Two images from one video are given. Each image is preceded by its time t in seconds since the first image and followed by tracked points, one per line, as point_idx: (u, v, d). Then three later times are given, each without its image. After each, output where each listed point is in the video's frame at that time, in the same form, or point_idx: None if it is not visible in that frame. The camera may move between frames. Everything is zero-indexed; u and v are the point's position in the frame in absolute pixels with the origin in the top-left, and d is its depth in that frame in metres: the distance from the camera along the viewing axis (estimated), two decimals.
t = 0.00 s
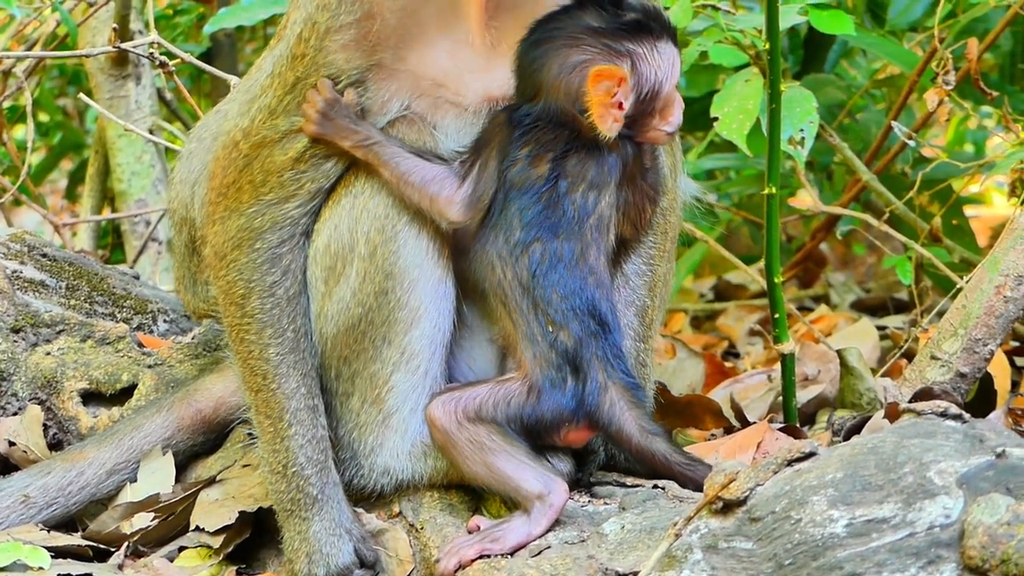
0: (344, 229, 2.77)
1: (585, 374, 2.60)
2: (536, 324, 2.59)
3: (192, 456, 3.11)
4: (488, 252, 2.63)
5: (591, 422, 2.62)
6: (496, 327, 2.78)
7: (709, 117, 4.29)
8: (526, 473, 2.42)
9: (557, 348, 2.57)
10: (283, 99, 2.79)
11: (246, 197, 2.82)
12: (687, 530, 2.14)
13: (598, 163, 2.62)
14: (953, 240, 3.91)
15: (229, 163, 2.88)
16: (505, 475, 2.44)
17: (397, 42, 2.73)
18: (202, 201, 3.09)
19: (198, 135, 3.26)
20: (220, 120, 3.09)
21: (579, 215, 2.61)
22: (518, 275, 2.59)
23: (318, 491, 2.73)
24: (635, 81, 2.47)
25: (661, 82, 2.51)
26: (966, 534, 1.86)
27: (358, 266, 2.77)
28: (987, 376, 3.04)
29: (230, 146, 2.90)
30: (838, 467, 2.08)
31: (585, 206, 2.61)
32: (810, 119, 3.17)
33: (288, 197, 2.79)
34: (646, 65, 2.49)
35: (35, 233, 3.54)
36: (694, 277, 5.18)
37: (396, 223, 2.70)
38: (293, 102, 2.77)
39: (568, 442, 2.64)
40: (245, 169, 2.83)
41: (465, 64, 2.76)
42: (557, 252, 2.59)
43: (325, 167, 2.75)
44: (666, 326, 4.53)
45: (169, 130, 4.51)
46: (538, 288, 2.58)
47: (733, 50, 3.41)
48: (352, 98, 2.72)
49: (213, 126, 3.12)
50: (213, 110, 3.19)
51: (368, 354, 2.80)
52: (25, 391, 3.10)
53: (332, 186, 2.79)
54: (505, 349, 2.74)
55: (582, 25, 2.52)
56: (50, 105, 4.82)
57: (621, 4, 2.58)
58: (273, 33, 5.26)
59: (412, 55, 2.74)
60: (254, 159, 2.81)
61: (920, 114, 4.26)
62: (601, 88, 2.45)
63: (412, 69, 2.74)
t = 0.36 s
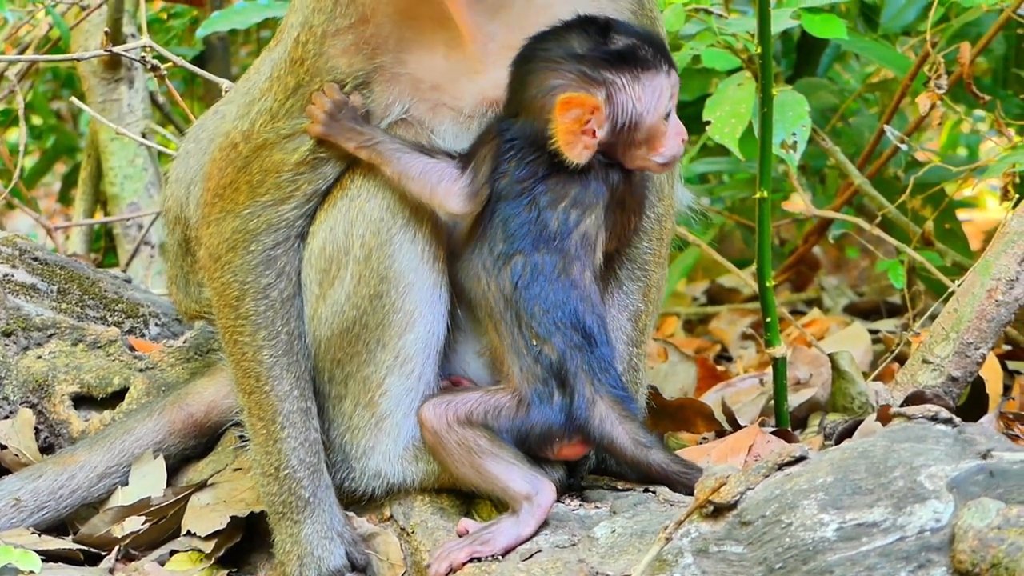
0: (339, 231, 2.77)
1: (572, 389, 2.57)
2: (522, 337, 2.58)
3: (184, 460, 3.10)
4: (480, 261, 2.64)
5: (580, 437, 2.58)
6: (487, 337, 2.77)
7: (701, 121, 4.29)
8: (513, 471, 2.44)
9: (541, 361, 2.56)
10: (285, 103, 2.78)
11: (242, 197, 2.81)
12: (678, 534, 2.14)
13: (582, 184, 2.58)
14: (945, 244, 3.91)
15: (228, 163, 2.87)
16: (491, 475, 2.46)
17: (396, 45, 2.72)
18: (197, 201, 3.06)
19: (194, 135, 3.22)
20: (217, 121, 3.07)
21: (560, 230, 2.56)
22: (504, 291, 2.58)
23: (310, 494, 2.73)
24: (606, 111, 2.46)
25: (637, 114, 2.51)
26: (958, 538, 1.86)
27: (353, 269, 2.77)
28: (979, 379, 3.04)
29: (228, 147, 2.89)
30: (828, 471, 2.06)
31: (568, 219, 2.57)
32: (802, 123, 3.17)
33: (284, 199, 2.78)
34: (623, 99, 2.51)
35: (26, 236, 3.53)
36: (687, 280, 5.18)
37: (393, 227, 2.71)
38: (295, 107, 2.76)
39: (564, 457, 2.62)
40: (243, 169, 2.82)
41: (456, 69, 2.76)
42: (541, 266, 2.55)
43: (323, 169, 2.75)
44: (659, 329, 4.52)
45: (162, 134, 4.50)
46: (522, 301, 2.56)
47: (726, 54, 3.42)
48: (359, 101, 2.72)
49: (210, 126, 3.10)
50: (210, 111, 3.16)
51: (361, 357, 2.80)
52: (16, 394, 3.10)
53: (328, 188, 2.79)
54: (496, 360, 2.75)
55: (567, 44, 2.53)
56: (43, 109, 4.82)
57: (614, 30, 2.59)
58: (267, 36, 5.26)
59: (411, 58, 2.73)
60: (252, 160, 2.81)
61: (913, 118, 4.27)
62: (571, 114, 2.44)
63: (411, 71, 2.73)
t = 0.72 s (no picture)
0: (330, 233, 2.76)
1: (561, 408, 2.53)
2: (510, 353, 2.55)
3: (172, 462, 3.08)
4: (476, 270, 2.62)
5: (570, 455, 2.55)
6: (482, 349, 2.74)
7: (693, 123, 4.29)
8: (506, 477, 2.43)
9: (530, 378, 2.53)
10: (280, 106, 2.76)
11: (233, 199, 2.80)
12: (665, 537, 2.14)
13: (580, 202, 2.54)
14: (936, 246, 3.90)
15: (220, 164, 2.85)
16: (478, 476, 2.46)
17: (390, 46, 2.71)
18: (186, 201, 3.04)
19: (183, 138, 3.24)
20: (208, 122, 3.06)
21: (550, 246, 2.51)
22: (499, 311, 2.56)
23: (299, 497, 2.73)
24: (584, 129, 2.47)
25: (623, 128, 2.49)
26: (944, 540, 1.86)
27: (343, 271, 2.76)
28: (968, 382, 3.04)
29: (219, 147, 2.87)
30: (815, 473, 2.07)
31: (564, 235, 2.52)
32: (792, 126, 3.17)
33: (276, 201, 2.77)
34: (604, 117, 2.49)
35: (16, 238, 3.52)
36: (679, 283, 5.17)
37: (383, 230, 2.70)
38: (290, 111, 2.74)
39: (557, 475, 2.58)
40: (236, 170, 2.80)
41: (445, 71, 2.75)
42: (536, 282, 2.51)
43: (315, 172, 2.74)
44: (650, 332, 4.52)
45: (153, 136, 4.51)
46: (510, 314, 2.53)
47: (717, 56, 3.42)
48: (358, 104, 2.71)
49: (200, 128, 3.09)
50: (200, 112, 3.16)
51: (350, 359, 2.79)
52: (5, 396, 3.09)
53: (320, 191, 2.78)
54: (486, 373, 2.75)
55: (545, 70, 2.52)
56: (36, 110, 4.82)
57: (591, 44, 2.53)
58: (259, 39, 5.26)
59: (405, 57, 2.72)
60: (245, 161, 2.79)
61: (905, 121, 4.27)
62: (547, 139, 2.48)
63: (405, 72, 2.72)
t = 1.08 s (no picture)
0: (304, 241, 2.75)
1: (540, 423, 2.51)
2: (487, 372, 2.52)
3: (145, 468, 3.10)
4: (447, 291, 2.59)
5: (549, 470, 2.53)
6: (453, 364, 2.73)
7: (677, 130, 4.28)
8: (478, 489, 2.40)
9: (507, 396, 2.50)
10: (254, 113, 2.75)
11: (208, 205, 2.79)
12: (634, 547, 2.08)
13: (545, 216, 2.55)
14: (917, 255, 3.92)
15: (195, 170, 2.84)
16: (452, 487, 2.43)
17: (366, 54, 2.70)
18: (162, 207, 3.04)
19: (161, 143, 3.25)
20: (184, 127, 3.07)
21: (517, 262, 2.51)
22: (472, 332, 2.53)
23: (270, 504, 2.72)
24: (528, 152, 2.48)
25: (569, 133, 2.50)
26: (910, 552, 1.82)
27: (317, 278, 2.75)
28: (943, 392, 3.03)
29: (195, 153, 2.87)
30: (784, 483, 2.00)
31: (532, 252, 2.52)
32: (773, 134, 3.16)
33: (251, 208, 2.76)
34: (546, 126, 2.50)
35: None
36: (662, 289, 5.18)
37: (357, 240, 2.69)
38: (265, 120, 2.73)
39: (536, 489, 2.57)
40: (211, 176, 2.80)
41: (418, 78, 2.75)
42: (510, 302, 2.50)
43: (290, 180, 2.73)
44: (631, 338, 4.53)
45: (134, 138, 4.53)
46: (484, 337, 2.51)
47: (699, 64, 3.42)
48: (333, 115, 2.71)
49: (177, 133, 3.10)
50: (178, 117, 3.17)
51: (324, 366, 2.79)
52: None
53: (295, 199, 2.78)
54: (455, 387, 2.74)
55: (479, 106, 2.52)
56: (21, 111, 4.84)
57: (509, 64, 2.51)
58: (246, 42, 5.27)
59: (380, 64, 2.71)
60: (220, 167, 2.78)
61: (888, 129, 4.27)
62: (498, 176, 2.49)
63: (381, 79, 2.72)
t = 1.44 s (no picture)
0: (279, 250, 2.75)
1: (522, 412, 2.52)
2: (468, 374, 2.53)
3: (123, 477, 3.09)
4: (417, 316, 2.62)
5: (534, 462, 2.52)
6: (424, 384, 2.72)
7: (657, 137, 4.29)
8: (453, 496, 2.38)
9: (492, 393, 2.51)
10: (227, 123, 2.75)
11: (183, 215, 2.79)
12: (610, 556, 2.05)
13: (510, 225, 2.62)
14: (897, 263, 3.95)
15: (170, 180, 2.84)
16: (434, 497, 2.39)
17: (338, 65, 2.71)
18: (139, 216, 3.04)
19: (137, 152, 3.25)
20: (160, 137, 3.06)
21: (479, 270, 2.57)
22: (443, 342, 2.56)
23: (247, 514, 2.72)
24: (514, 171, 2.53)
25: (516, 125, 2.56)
26: (886, 563, 1.79)
27: (292, 288, 2.75)
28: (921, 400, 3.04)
29: (170, 164, 2.86)
30: (761, 494, 1.98)
31: (501, 260, 2.60)
32: (752, 142, 3.16)
33: (226, 218, 2.76)
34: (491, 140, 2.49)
35: None
36: (644, 295, 5.21)
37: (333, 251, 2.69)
38: (238, 129, 2.73)
39: (512, 484, 2.55)
40: (185, 186, 2.79)
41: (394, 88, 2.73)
42: (477, 309, 2.56)
43: (264, 190, 2.74)
44: (612, 345, 4.56)
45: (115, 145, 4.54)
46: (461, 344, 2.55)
47: (678, 72, 3.42)
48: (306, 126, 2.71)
49: (152, 144, 3.10)
50: (153, 127, 3.17)
51: (300, 376, 2.79)
52: None
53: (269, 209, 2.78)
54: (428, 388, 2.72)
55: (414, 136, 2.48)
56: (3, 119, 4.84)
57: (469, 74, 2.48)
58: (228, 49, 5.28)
59: (353, 76, 2.73)
60: (195, 177, 2.78)
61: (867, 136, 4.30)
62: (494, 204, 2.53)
63: (354, 91, 2.73)
